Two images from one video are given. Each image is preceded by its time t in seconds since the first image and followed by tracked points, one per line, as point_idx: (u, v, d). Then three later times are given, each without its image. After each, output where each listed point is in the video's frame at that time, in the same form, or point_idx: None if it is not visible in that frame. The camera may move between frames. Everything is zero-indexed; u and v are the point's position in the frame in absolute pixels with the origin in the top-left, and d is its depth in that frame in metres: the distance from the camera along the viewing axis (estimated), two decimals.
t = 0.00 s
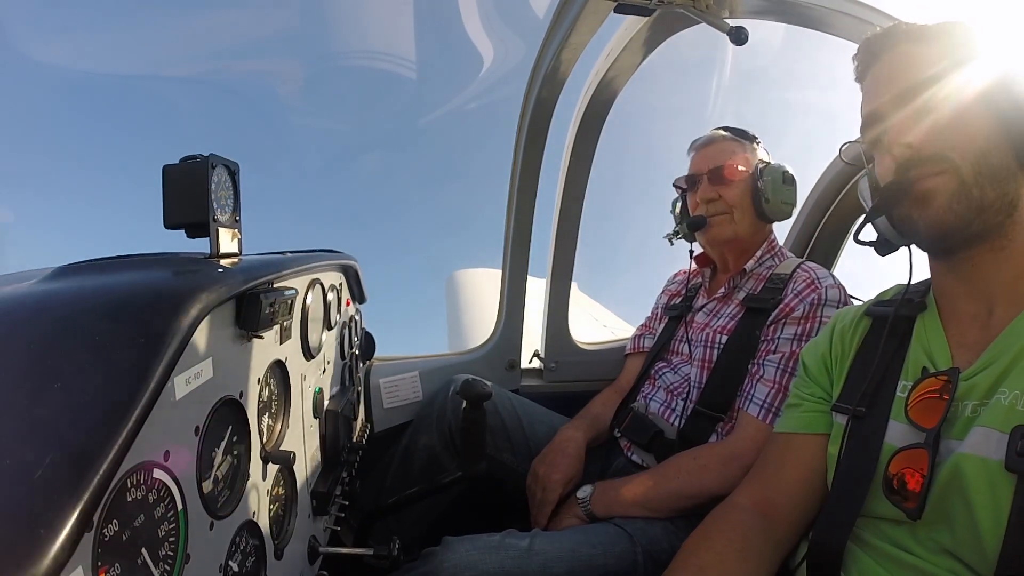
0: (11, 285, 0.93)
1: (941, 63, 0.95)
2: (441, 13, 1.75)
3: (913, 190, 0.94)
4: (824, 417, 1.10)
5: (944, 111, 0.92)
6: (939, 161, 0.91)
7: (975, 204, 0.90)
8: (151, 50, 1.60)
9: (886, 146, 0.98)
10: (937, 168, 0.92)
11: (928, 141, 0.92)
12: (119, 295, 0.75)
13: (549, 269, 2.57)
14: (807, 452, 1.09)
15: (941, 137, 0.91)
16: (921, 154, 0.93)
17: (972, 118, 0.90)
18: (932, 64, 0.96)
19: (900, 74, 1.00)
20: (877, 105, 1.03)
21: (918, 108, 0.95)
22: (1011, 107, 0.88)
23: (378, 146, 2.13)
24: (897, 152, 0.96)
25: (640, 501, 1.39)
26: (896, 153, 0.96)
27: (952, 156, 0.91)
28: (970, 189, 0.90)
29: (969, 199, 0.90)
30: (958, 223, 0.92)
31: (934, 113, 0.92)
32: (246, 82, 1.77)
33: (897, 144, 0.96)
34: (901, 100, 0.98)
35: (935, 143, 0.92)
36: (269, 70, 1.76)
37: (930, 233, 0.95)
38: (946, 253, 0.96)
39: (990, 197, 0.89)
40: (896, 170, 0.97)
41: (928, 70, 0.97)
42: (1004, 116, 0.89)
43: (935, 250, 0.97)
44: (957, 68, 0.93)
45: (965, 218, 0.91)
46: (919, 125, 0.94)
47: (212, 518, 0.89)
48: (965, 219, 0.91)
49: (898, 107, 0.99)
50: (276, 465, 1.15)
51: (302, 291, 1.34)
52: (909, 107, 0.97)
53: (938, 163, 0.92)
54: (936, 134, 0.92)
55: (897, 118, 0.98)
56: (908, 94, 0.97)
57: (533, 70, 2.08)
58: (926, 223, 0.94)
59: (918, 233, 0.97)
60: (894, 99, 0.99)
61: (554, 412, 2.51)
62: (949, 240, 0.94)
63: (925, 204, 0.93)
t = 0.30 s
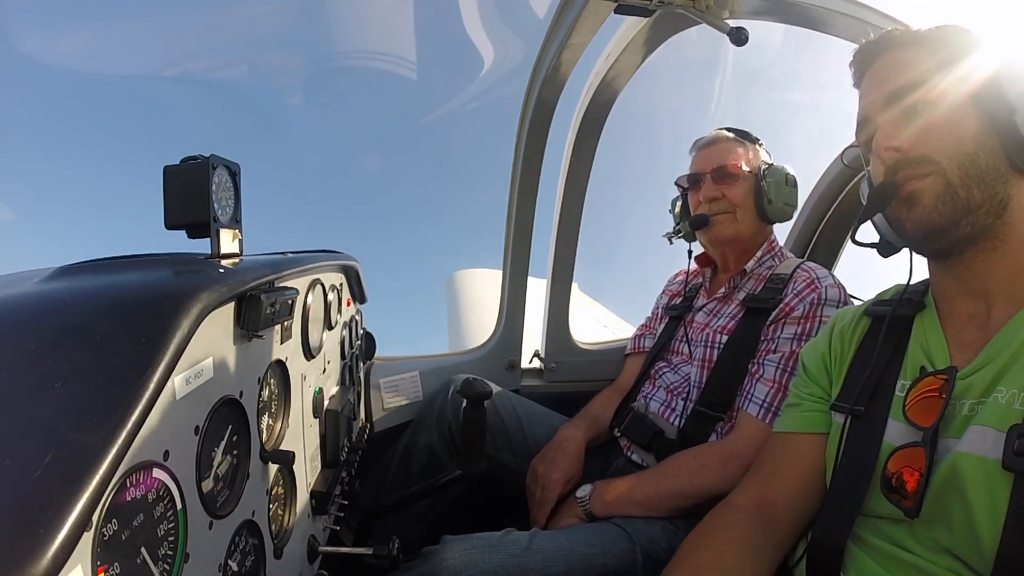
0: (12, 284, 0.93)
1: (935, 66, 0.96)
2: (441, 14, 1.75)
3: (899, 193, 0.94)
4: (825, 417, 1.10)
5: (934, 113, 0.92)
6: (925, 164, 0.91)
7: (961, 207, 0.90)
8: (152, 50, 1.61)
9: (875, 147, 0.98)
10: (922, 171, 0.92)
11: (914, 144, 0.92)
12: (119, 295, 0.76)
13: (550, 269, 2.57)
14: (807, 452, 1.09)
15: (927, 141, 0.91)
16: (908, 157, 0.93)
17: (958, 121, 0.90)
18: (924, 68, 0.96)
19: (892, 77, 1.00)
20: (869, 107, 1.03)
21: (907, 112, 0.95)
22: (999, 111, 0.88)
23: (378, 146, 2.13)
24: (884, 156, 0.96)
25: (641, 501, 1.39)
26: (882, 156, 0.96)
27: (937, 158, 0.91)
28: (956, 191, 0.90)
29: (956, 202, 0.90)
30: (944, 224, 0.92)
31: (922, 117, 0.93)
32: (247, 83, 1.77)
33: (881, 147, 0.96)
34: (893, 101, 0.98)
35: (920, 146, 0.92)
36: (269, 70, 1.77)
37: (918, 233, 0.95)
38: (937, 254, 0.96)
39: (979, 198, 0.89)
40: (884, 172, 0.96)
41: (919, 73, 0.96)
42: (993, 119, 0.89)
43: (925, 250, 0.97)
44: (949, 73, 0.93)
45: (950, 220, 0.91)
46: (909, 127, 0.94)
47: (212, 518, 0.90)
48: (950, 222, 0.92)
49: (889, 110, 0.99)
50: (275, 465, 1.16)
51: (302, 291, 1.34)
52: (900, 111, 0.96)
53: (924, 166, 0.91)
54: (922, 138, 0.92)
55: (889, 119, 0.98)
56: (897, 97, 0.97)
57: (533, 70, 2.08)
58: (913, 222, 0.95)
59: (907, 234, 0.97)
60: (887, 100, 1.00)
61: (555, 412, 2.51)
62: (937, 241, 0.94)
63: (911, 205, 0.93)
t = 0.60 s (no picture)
0: (12, 285, 0.94)
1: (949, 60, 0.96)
2: (440, 14, 1.75)
3: (914, 180, 0.92)
4: (824, 415, 1.10)
5: (952, 107, 0.92)
6: (940, 152, 0.90)
7: (975, 199, 0.90)
8: (152, 50, 1.61)
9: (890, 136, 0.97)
10: (939, 159, 0.91)
11: (931, 134, 0.92)
12: (118, 296, 0.76)
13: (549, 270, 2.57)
14: (805, 451, 1.10)
15: (943, 131, 0.91)
16: (924, 145, 0.92)
17: (973, 114, 0.91)
18: (938, 60, 0.96)
19: (903, 67, 0.99)
20: (880, 99, 1.02)
21: (924, 104, 0.95)
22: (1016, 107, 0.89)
23: (377, 147, 2.14)
24: (898, 143, 0.95)
25: (641, 501, 1.39)
26: (896, 144, 0.96)
27: (955, 149, 0.90)
28: (972, 183, 0.89)
29: (970, 192, 0.90)
30: (957, 215, 0.91)
31: (941, 108, 0.93)
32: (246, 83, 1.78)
33: (897, 135, 0.95)
34: (907, 92, 0.98)
35: (937, 136, 0.91)
36: (268, 70, 1.77)
37: (931, 223, 0.93)
38: (947, 248, 0.96)
39: (992, 193, 0.89)
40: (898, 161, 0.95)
41: (934, 64, 0.96)
42: (1005, 115, 0.90)
43: (934, 243, 0.96)
44: (963, 67, 0.94)
45: (964, 211, 0.90)
46: (925, 119, 0.94)
47: (212, 518, 0.89)
48: (964, 213, 0.90)
49: (903, 101, 0.98)
50: (276, 465, 1.16)
51: (302, 291, 1.34)
52: (916, 102, 0.96)
53: (940, 154, 0.91)
54: (938, 128, 0.92)
55: (903, 111, 0.97)
56: (912, 88, 0.97)
57: (532, 70, 2.08)
58: (926, 213, 0.93)
59: (918, 226, 0.95)
60: (900, 91, 0.99)
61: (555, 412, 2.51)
62: (949, 231, 0.93)
63: (925, 194, 0.92)
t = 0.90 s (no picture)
0: (12, 285, 0.93)
1: (949, 58, 0.96)
2: (440, 14, 1.75)
3: (921, 178, 0.90)
4: (825, 412, 1.10)
5: (954, 104, 0.92)
6: (947, 149, 0.90)
7: (983, 195, 0.89)
8: (151, 50, 1.61)
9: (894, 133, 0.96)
10: (946, 156, 0.90)
11: (936, 131, 0.91)
12: (118, 296, 0.75)
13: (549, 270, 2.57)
14: (806, 451, 1.10)
15: (949, 128, 0.91)
16: (930, 142, 0.91)
17: (977, 112, 0.91)
18: (939, 58, 0.96)
19: (904, 65, 0.99)
20: (881, 97, 1.01)
21: (927, 102, 0.95)
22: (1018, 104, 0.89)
23: (377, 147, 2.13)
24: (903, 140, 0.94)
25: (641, 502, 1.39)
26: (902, 141, 0.94)
27: (961, 145, 0.90)
28: (980, 180, 0.89)
29: (977, 189, 0.89)
30: (965, 212, 0.90)
31: (944, 105, 0.93)
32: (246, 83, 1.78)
33: (902, 132, 0.94)
34: (909, 90, 0.97)
35: (943, 132, 0.91)
36: (268, 69, 1.77)
37: (938, 220, 0.91)
38: (953, 247, 0.95)
39: (999, 190, 0.89)
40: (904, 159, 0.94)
41: (936, 61, 0.96)
42: (1007, 113, 0.90)
43: (939, 243, 0.95)
44: (964, 66, 0.94)
45: (973, 208, 0.89)
46: (929, 117, 0.93)
47: (212, 519, 0.89)
48: (972, 210, 0.89)
49: (905, 99, 0.98)
50: (276, 466, 1.15)
51: (302, 291, 1.33)
52: (919, 100, 0.96)
53: (947, 151, 0.90)
54: (943, 125, 0.92)
55: (906, 109, 0.97)
56: (915, 85, 0.96)
57: (532, 70, 2.08)
58: (933, 212, 0.91)
59: (924, 225, 0.94)
60: (901, 89, 0.99)
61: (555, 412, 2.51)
62: (955, 229, 0.91)
63: (932, 192, 0.90)
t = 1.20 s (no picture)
0: (11, 284, 0.93)
1: (973, 51, 0.94)
2: (441, 14, 1.75)
3: (945, 175, 0.88)
4: (828, 412, 1.10)
5: (978, 100, 0.90)
6: (971, 148, 0.88)
7: (1005, 198, 0.87)
8: (152, 49, 1.61)
9: (916, 128, 0.95)
10: (969, 156, 0.88)
11: (959, 128, 0.90)
12: (118, 296, 0.75)
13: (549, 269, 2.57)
14: (807, 452, 1.10)
15: (973, 126, 0.89)
16: (952, 139, 0.90)
17: (1000, 110, 0.89)
18: (962, 50, 0.94)
19: (927, 56, 0.97)
20: (902, 87, 1.00)
21: (950, 96, 0.93)
22: None
23: (377, 146, 2.14)
24: (925, 136, 0.92)
25: (640, 502, 1.39)
26: (923, 136, 0.93)
27: (984, 144, 0.88)
28: (1002, 181, 0.86)
29: (1000, 191, 0.87)
30: (986, 214, 0.88)
31: (968, 100, 0.91)
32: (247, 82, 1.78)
33: (924, 127, 0.93)
34: (931, 82, 0.95)
35: (968, 130, 0.89)
36: (268, 69, 1.77)
37: (958, 221, 0.90)
38: (970, 247, 0.94)
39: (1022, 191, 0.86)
40: (925, 155, 0.92)
41: (960, 54, 0.94)
42: None
43: (955, 243, 0.94)
44: (988, 61, 0.93)
45: (993, 210, 0.88)
46: (952, 113, 0.92)
47: (212, 518, 0.89)
48: (992, 213, 0.88)
49: (927, 92, 0.96)
50: (276, 465, 1.15)
51: (302, 291, 1.33)
52: (941, 94, 0.94)
53: (971, 150, 0.88)
54: (967, 122, 0.90)
55: (928, 103, 0.95)
56: (938, 78, 0.95)
57: (533, 70, 2.08)
58: (953, 212, 0.90)
59: (942, 224, 0.92)
60: (923, 81, 0.97)
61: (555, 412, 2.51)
62: (973, 231, 0.90)
63: (954, 191, 0.89)
